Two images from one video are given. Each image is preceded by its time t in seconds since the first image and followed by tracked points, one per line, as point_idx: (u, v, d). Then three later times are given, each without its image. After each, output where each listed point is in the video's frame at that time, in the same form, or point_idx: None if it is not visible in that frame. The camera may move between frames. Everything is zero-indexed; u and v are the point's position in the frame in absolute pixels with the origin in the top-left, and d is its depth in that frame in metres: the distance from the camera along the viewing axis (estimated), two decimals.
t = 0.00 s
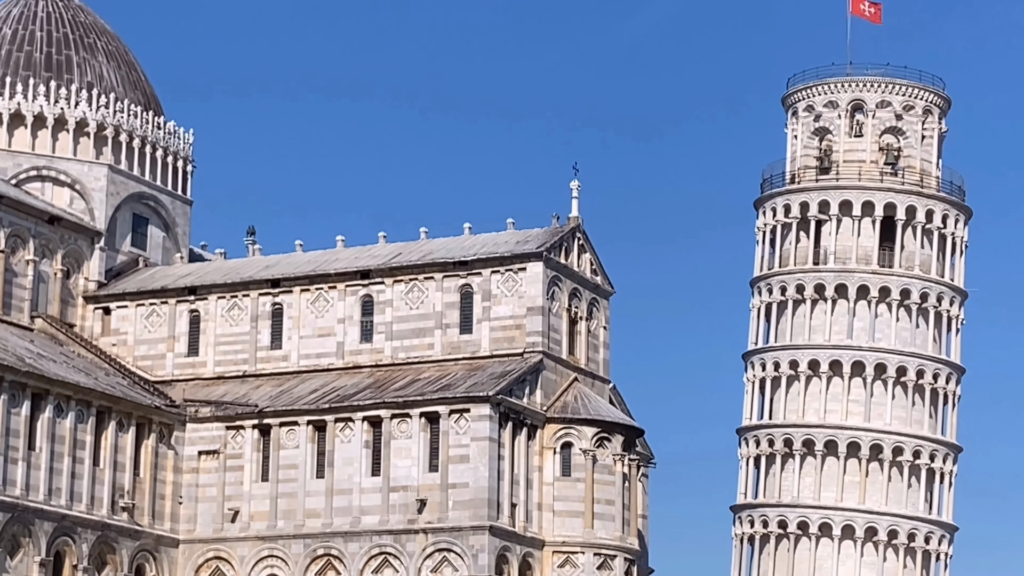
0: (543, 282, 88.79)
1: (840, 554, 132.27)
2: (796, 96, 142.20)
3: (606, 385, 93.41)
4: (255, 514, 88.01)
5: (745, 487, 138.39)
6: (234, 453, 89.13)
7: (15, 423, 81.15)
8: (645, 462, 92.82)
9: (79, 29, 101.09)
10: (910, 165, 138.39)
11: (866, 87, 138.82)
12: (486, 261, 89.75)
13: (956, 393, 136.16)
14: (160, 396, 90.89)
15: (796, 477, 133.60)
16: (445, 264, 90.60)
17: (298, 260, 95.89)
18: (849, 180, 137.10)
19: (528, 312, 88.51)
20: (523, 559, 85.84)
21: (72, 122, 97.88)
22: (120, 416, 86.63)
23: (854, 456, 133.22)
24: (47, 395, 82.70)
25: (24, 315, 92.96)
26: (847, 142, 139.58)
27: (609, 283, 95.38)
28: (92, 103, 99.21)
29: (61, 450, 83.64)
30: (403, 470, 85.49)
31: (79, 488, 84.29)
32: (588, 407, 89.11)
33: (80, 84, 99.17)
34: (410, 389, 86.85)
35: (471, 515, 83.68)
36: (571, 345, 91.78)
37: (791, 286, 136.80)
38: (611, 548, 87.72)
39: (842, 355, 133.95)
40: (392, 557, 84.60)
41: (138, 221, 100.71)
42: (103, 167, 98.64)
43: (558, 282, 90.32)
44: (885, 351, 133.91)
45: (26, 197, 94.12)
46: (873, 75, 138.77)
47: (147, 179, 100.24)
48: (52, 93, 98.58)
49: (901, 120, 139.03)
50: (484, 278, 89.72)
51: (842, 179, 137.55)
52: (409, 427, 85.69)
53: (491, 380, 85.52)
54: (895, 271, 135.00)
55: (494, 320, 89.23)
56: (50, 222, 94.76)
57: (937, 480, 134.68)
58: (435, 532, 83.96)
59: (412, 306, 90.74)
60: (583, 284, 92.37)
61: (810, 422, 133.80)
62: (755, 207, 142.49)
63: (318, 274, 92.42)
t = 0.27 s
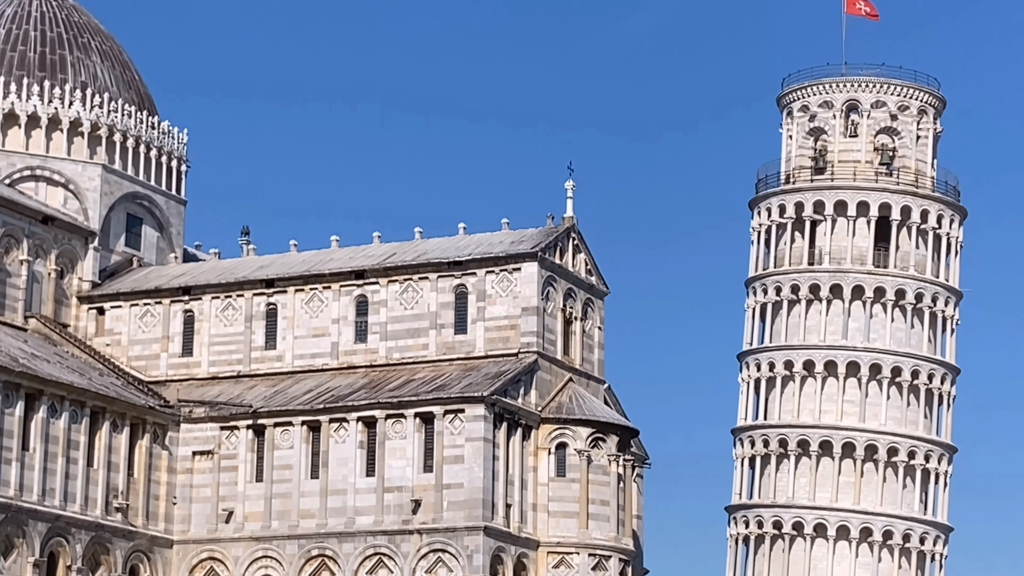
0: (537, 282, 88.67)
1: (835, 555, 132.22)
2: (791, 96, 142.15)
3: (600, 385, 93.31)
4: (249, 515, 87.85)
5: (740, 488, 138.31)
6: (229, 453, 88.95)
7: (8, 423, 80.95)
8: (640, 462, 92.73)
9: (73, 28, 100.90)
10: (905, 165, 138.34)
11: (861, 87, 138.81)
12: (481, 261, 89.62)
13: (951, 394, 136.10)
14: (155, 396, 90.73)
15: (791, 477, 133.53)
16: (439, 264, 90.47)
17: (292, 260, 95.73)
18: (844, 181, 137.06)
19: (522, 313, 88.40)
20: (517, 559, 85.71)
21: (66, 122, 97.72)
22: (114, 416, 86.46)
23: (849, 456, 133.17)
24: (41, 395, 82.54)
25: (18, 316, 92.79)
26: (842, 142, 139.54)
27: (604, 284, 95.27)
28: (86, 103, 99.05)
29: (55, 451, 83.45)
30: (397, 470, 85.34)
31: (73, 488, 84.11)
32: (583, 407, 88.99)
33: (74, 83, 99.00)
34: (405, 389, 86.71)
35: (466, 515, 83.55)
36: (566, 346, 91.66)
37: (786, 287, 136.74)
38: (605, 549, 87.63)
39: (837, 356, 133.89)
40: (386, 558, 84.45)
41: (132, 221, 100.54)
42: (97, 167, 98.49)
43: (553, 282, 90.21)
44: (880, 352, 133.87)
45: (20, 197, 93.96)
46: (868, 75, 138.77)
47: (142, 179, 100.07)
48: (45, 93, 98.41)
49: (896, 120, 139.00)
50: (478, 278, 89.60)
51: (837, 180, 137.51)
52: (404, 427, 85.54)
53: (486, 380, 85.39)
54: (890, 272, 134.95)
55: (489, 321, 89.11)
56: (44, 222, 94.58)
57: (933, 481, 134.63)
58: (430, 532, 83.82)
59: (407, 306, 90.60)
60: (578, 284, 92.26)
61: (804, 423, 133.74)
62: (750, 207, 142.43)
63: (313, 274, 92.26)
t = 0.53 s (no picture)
0: (532, 281, 88.58)
1: (829, 554, 132.19)
2: (786, 95, 142.07)
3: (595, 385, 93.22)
4: (243, 515, 87.74)
5: (734, 487, 138.26)
6: (223, 453, 88.83)
7: (2, 423, 80.78)
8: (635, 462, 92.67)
9: (67, 27, 100.72)
10: (900, 165, 138.26)
11: (857, 87, 138.76)
12: (475, 260, 89.50)
13: (945, 393, 136.03)
14: (149, 396, 90.60)
15: (786, 477, 133.46)
16: (434, 264, 90.35)
17: (286, 260, 95.59)
18: (839, 180, 136.99)
19: (517, 312, 88.30)
20: (512, 559, 85.62)
21: (60, 122, 97.54)
22: (108, 416, 86.32)
23: (844, 456, 133.12)
24: (34, 395, 82.38)
25: (12, 315, 92.65)
26: (837, 141, 139.44)
27: (599, 283, 95.19)
28: (80, 102, 98.88)
29: (49, 450, 83.30)
30: (391, 470, 85.21)
31: (67, 488, 83.95)
32: (578, 407, 88.90)
33: (68, 83, 98.82)
34: (399, 389, 86.60)
35: (460, 515, 83.44)
36: (561, 345, 91.57)
37: (781, 286, 136.67)
38: (600, 549, 87.58)
39: (833, 355, 133.83)
40: (381, 558, 84.33)
41: (126, 221, 100.39)
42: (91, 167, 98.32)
43: (547, 282, 90.10)
44: (875, 351, 133.82)
45: (13, 196, 93.79)
46: (863, 74, 138.67)
47: (136, 178, 99.92)
48: (39, 92, 98.22)
49: (891, 119, 138.93)
50: (473, 278, 89.48)
51: (832, 179, 137.44)
52: (398, 427, 85.42)
53: (480, 380, 85.29)
54: (885, 271, 134.89)
55: (483, 320, 89.00)
56: (38, 221, 94.43)
57: (927, 481, 134.58)
58: (424, 532, 83.72)
59: (401, 306, 90.47)
60: (573, 284, 92.16)
61: (799, 423, 133.68)
62: (745, 206, 142.34)
63: (307, 274, 92.13)
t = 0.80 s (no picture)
0: (527, 281, 88.47)
1: (824, 554, 132.15)
2: (781, 95, 142.02)
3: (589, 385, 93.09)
4: (237, 515, 87.57)
5: (729, 488, 138.18)
6: (217, 453, 88.66)
7: None
8: (629, 462, 92.54)
9: (61, 26, 100.54)
10: (895, 165, 138.20)
11: (851, 86, 138.73)
12: (470, 260, 89.38)
13: (940, 393, 135.99)
14: (143, 396, 90.45)
15: (780, 477, 133.39)
16: (428, 264, 90.22)
17: (280, 259, 95.44)
18: (834, 180, 136.94)
19: (512, 312, 88.17)
20: (506, 559, 85.46)
21: (53, 121, 97.35)
22: (102, 416, 86.15)
23: (839, 456, 133.06)
24: (28, 395, 82.20)
25: (6, 315, 92.47)
26: (832, 141, 139.41)
27: (593, 283, 95.07)
28: (73, 101, 98.70)
29: (42, 450, 83.13)
30: (386, 470, 85.06)
31: (60, 488, 83.78)
32: (572, 407, 88.78)
33: (62, 82, 98.65)
34: (393, 389, 86.47)
35: (455, 515, 83.31)
36: (555, 345, 91.44)
37: (775, 286, 136.61)
38: (594, 548, 87.45)
39: (827, 355, 133.80)
40: (375, 558, 84.18)
41: (119, 221, 100.23)
42: (84, 166, 98.18)
43: (542, 281, 89.98)
44: (870, 351, 133.79)
45: (7, 195, 93.62)
46: (858, 74, 138.64)
47: (129, 177, 99.76)
48: (33, 91, 98.02)
49: (885, 119, 138.89)
50: (468, 277, 89.35)
51: (827, 179, 137.39)
52: (393, 427, 85.27)
53: (475, 380, 85.16)
54: (880, 271, 134.82)
55: (478, 320, 88.88)
56: (31, 221, 94.27)
57: (922, 480, 134.54)
58: (418, 532, 83.57)
59: (396, 305, 90.33)
60: (567, 283, 92.06)
61: (794, 423, 133.63)
62: (739, 207, 142.26)
63: (301, 273, 91.97)
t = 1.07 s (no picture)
0: (521, 281, 88.36)
1: (818, 554, 132.12)
2: (776, 94, 141.96)
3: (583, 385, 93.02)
4: (231, 515, 87.43)
5: (723, 487, 138.15)
6: (210, 452, 88.51)
7: None
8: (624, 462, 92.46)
9: (54, 25, 100.32)
10: (889, 164, 138.11)
11: (846, 86, 138.67)
12: (464, 260, 89.26)
13: (934, 393, 135.97)
14: (136, 396, 90.31)
15: (774, 477, 133.34)
16: (422, 263, 90.09)
17: (274, 259, 95.29)
18: (828, 179, 136.89)
19: (506, 311, 88.07)
20: (500, 559, 85.37)
21: (46, 120, 97.11)
22: (95, 415, 85.99)
23: (833, 456, 133.04)
24: (21, 394, 82.02)
25: None
26: (827, 140, 139.33)
27: (587, 283, 94.97)
28: (67, 100, 98.49)
29: (36, 450, 82.97)
30: (380, 470, 84.93)
31: (53, 488, 83.61)
32: (566, 406, 88.69)
33: (55, 81, 98.44)
34: (387, 388, 86.35)
35: (448, 515, 83.20)
36: (549, 345, 91.34)
37: (770, 285, 136.55)
38: (588, 549, 87.37)
39: (822, 355, 133.77)
40: (369, 558, 84.06)
41: (113, 219, 100.06)
42: (78, 165, 98.00)
43: (536, 281, 89.87)
44: (864, 351, 133.75)
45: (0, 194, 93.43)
46: (853, 73, 138.55)
47: (123, 176, 99.60)
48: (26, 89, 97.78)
49: (880, 118, 138.81)
50: (462, 277, 89.23)
51: (821, 179, 137.34)
52: (386, 427, 85.14)
53: (469, 380, 85.04)
54: (874, 271, 134.78)
55: (472, 320, 88.75)
56: (25, 220, 94.09)
57: (916, 480, 134.51)
58: (412, 532, 83.45)
59: (389, 305, 90.20)
60: (561, 283, 91.95)
61: (788, 422, 133.59)
62: (734, 205, 142.20)
63: (295, 273, 91.82)
